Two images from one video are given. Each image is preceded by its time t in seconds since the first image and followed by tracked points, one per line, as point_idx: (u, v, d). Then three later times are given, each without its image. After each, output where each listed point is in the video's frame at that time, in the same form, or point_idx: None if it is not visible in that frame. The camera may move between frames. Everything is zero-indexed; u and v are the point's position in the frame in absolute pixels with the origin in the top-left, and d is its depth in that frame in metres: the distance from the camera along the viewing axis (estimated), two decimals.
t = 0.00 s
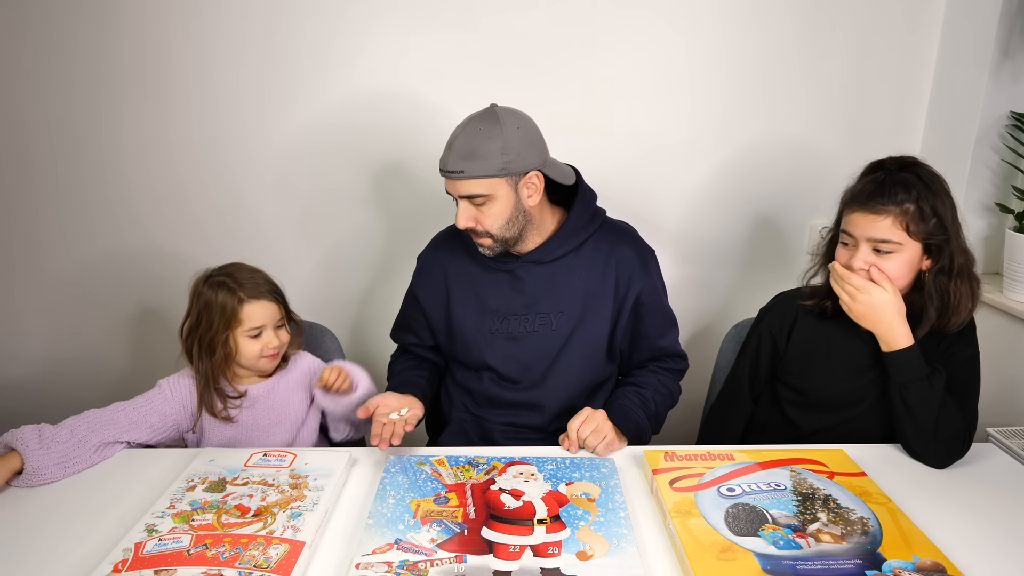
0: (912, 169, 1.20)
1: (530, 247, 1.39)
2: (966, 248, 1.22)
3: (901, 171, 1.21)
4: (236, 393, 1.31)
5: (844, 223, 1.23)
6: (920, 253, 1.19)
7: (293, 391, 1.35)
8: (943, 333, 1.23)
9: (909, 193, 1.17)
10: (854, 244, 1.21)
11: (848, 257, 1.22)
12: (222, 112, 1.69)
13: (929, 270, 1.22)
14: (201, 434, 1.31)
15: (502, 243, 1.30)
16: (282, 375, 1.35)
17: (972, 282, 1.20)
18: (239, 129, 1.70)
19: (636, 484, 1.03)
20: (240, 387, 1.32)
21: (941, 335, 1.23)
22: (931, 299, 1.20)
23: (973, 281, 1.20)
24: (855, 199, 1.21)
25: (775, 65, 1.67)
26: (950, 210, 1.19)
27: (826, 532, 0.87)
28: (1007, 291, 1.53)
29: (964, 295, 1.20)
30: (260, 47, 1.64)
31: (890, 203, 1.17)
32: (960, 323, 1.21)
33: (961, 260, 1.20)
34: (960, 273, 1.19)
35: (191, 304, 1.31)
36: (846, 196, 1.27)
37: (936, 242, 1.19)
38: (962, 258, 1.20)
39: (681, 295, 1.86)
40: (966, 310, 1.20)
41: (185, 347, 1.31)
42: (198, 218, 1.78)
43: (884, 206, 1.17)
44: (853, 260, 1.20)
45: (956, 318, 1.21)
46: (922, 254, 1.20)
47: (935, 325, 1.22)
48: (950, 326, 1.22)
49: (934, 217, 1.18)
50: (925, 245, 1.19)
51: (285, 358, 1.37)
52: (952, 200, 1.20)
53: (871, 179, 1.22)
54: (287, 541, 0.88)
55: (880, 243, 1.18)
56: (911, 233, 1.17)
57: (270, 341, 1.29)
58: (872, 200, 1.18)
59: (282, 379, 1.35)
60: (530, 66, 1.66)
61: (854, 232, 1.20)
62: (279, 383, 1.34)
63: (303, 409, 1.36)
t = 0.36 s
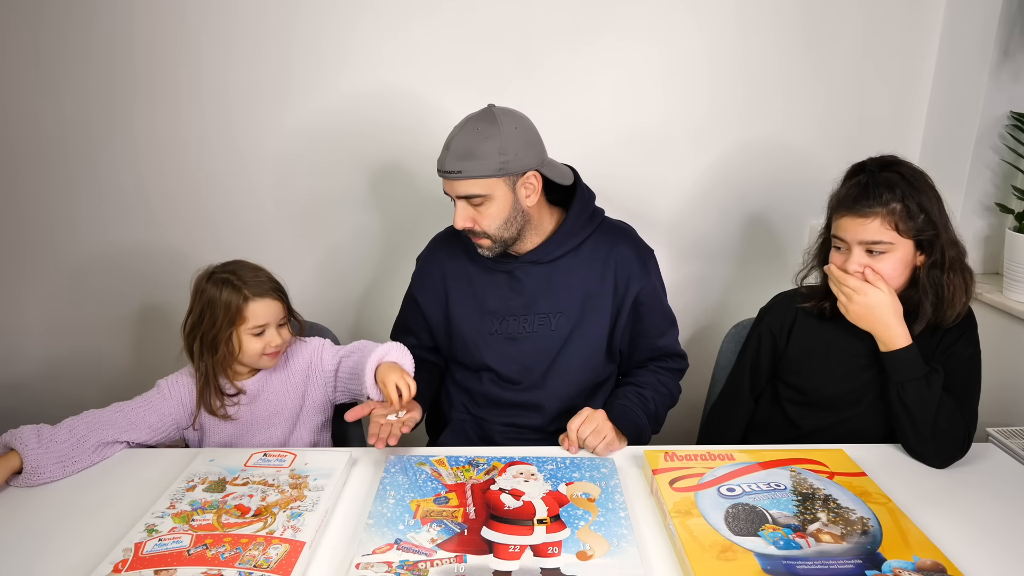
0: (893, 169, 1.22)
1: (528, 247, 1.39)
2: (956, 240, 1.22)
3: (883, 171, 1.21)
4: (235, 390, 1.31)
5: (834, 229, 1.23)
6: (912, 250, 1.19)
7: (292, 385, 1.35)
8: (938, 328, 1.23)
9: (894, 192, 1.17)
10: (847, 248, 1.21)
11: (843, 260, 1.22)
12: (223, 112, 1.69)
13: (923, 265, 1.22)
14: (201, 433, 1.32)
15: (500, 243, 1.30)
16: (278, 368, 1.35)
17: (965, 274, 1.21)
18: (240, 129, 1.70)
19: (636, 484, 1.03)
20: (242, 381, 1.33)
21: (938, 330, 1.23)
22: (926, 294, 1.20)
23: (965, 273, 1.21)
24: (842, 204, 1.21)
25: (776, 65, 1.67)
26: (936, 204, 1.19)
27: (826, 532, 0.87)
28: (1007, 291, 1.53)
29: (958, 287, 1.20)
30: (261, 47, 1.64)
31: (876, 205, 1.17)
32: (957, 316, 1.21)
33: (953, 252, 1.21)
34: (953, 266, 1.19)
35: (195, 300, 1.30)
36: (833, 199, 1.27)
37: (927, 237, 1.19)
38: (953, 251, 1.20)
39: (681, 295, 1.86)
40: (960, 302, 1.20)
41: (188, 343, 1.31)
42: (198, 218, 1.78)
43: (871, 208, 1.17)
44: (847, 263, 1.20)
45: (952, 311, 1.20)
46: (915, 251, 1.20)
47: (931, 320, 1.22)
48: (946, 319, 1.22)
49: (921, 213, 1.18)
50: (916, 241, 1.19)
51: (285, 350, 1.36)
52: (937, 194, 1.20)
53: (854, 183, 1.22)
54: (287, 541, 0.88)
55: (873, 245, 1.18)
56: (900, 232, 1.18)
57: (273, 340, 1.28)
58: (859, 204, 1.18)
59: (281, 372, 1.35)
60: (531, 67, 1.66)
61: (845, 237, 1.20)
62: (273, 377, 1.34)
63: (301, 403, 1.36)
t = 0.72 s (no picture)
0: (891, 169, 1.21)
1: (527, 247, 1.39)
2: (956, 238, 1.22)
3: (880, 171, 1.21)
4: (235, 392, 1.31)
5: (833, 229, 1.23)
6: (912, 249, 1.19)
7: (292, 387, 1.35)
8: (939, 326, 1.23)
9: (892, 192, 1.17)
10: (847, 249, 1.21)
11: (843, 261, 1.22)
12: (223, 112, 1.69)
13: (923, 264, 1.22)
14: (201, 434, 1.32)
15: (498, 243, 1.31)
16: (278, 370, 1.35)
17: (965, 272, 1.21)
18: (240, 129, 1.71)
19: (637, 484, 1.03)
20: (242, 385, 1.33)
21: (939, 330, 1.23)
22: (927, 293, 1.20)
23: (966, 271, 1.20)
24: (840, 205, 1.21)
25: (776, 65, 1.67)
26: (935, 203, 1.19)
27: (826, 532, 0.87)
28: (1007, 291, 1.53)
29: (959, 286, 1.20)
30: (262, 47, 1.64)
31: (875, 205, 1.17)
32: (958, 314, 1.21)
33: (952, 251, 1.21)
34: (952, 265, 1.19)
35: (192, 304, 1.31)
36: (833, 200, 1.27)
37: (926, 237, 1.19)
38: (953, 249, 1.20)
39: (681, 295, 1.86)
40: (961, 301, 1.20)
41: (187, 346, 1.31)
42: (198, 218, 1.78)
43: (870, 208, 1.17)
44: (847, 264, 1.20)
45: (952, 310, 1.20)
46: (915, 250, 1.20)
47: (932, 319, 1.22)
48: (947, 318, 1.22)
49: (920, 212, 1.18)
50: (916, 240, 1.19)
51: (285, 351, 1.36)
52: (936, 194, 1.20)
53: (852, 183, 1.22)
54: (287, 541, 0.88)
55: (872, 245, 1.18)
56: (900, 231, 1.18)
57: (271, 341, 1.28)
58: (856, 205, 1.18)
59: (281, 373, 1.35)
60: (531, 67, 1.66)
61: (844, 238, 1.20)
62: (273, 379, 1.34)
63: (301, 405, 1.36)
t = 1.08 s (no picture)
0: (891, 168, 1.21)
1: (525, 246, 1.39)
2: (956, 238, 1.22)
3: (881, 171, 1.21)
4: (234, 393, 1.31)
5: (834, 228, 1.23)
6: (913, 248, 1.19)
7: (291, 387, 1.35)
8: (939, 326, 1.23)
9: (893, 190, 1.17)
10: (848, 247, 1.21)
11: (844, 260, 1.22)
12: (222, 112, 1.69)
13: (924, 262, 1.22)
14: (201, 434, 1.32)
15: (498, 242, 1.31)
16: (278, 370, 1.35)
17: (965, 272, 1.21)
18: (240, 128, 1.70)
19: (637, 484, 1.03)
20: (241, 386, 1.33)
21: (939, 329, 1.23)
22: (927, 292, 1.20)
23: (966, 271, 1.21)
24: (842, 203, 1.21)
25: (775, 65, 1.67)
26: (935, 201, 1.19)
27: (826, 532, 0.87)
28: (1007, 291, 1.53)
29: (959, 285, 1.20)
30: (262, 46, 1.64)
31: (876, 203, 1.17)
32: (958, 313, 1.21)
33: (952, 250, 1.21)
34: (952, 263, 1.19)
35: (191, 306, 1.31)
36: (833, 199, 1.27)
37: (927, 235, 1.19)
38: (953, 248, 1.20)
39: (680, 295, 1.86)
40: (961, 300, 1.20)
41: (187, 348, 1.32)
42: (198, 218, 1.78)
43: (871, 207, 1.17)
44: (849, 263, 1.20)
45: (953, 309, 1.20)
46: (916, 249, 1.20)
47: (932, 317, 1.22)
48: (948, 317, 1.22)
49: (921, 211, 1.18)
50: (916, 239, 1.19)
51: (284, 351, 1.36)
52: (936, 193, 1.20)
53: (853, 182, 1.22)
54: (287, 541, 0.88)
55: (874, 243, 1.18)
56: (901, 230, 1.17)
57: (269, 343, 1.28)
58: (858, 203, 1.18)
59: (281, 374, 1.35)
60: (531, 67, 1.66)
61: (846, 236, 1.20)
62: (273, 379, 1.34)
63: (302, 405, 1.36)
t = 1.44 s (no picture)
0: (891, 166, 1.22)
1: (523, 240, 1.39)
2: (955, 236, 1.23)
3: (881, 168, 1.22)
4: (234, 394, 1.31)
5: (835, 227, 1.23)
6: (913, 246, 1.19)
7: (291, 387, 1.35)
8: (938, 325, 1.23)
9: (893, 187, 1.18)
10: (848, 246, 1.21)
11: (844, 259, 1.22)
12: (221, 112, 1.69)
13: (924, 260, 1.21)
14: (201, 434, 1.31)
15: (502, 237, 1.30)
16: (278, 371, 1.35)
17: (965, 270, 1.21)
18: (239, 128, 1.70)
19: (637, 484, 1.03)
20: (241, 386, 1.33)
21: (939, 329, 1.23)
22: (928, 290, 1.20)
23: (966, 269, 1.21)
24: (842, 201, 1.21)
25: (775, 65, 1.67)
26: (935, 199, 1.20)
27: (826, 532, 0.87)
28: (1007, 291, 1.53)
29: (959, 284, 1.20)
30: (262, 46, 1.64)
31: (877, 200, 1.17)
32: (957, 312, 1.21)
33: (952, 248, 1.21)
34: (952, 261, 1.20)
35: (188, 307, 1.31)
36: (833, 197, 1.27)
37: (927, 233, 1.19)
38: (953, 246, 1.20)
39: (680, 295, 1.86)
40: (960, 299, 1.20)
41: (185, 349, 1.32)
42: (198, 218, 1.78)
43: (872, 204, 1.17)
44: (850, 261, 1.20)
45: (952, 307, 1.20)
46: (916, 247, 1.20)
47: (932, 316, 1.21)
48: (947, 316, 1.21)
49: (921, 209, 1.18)
50: (917, 238, 1.19)
51: (284, 351, 1.36)
52: (936, 191, 1.20)
53: (854, 179, 1.22)
54: (287, 541, 0.88)
55: (875, 241, 1.17)
56: (902, 227, 1.17)
57: (267, 344, 1.29)
58: (858, 200, 1.18)
59: (281, 374, 1.34)
60: (531, 66, 1.66)
61: (846, 234, 1.20)
62: (273, 379, 1.34)
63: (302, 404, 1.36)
